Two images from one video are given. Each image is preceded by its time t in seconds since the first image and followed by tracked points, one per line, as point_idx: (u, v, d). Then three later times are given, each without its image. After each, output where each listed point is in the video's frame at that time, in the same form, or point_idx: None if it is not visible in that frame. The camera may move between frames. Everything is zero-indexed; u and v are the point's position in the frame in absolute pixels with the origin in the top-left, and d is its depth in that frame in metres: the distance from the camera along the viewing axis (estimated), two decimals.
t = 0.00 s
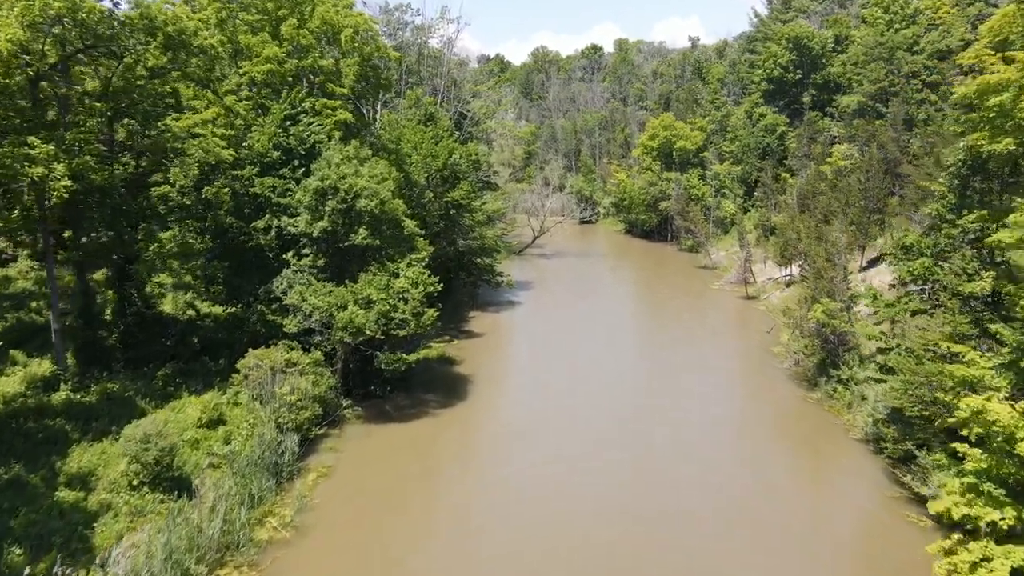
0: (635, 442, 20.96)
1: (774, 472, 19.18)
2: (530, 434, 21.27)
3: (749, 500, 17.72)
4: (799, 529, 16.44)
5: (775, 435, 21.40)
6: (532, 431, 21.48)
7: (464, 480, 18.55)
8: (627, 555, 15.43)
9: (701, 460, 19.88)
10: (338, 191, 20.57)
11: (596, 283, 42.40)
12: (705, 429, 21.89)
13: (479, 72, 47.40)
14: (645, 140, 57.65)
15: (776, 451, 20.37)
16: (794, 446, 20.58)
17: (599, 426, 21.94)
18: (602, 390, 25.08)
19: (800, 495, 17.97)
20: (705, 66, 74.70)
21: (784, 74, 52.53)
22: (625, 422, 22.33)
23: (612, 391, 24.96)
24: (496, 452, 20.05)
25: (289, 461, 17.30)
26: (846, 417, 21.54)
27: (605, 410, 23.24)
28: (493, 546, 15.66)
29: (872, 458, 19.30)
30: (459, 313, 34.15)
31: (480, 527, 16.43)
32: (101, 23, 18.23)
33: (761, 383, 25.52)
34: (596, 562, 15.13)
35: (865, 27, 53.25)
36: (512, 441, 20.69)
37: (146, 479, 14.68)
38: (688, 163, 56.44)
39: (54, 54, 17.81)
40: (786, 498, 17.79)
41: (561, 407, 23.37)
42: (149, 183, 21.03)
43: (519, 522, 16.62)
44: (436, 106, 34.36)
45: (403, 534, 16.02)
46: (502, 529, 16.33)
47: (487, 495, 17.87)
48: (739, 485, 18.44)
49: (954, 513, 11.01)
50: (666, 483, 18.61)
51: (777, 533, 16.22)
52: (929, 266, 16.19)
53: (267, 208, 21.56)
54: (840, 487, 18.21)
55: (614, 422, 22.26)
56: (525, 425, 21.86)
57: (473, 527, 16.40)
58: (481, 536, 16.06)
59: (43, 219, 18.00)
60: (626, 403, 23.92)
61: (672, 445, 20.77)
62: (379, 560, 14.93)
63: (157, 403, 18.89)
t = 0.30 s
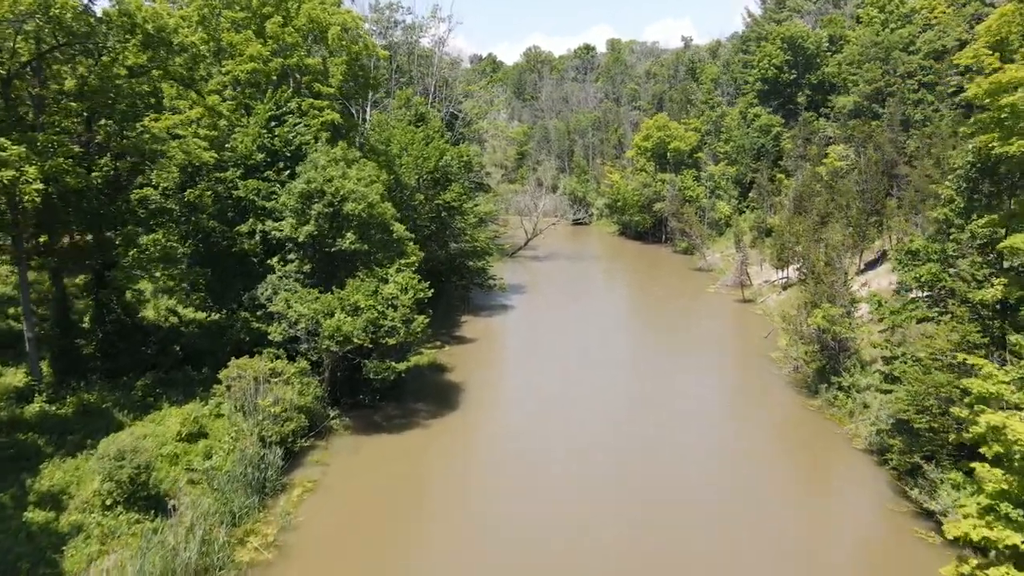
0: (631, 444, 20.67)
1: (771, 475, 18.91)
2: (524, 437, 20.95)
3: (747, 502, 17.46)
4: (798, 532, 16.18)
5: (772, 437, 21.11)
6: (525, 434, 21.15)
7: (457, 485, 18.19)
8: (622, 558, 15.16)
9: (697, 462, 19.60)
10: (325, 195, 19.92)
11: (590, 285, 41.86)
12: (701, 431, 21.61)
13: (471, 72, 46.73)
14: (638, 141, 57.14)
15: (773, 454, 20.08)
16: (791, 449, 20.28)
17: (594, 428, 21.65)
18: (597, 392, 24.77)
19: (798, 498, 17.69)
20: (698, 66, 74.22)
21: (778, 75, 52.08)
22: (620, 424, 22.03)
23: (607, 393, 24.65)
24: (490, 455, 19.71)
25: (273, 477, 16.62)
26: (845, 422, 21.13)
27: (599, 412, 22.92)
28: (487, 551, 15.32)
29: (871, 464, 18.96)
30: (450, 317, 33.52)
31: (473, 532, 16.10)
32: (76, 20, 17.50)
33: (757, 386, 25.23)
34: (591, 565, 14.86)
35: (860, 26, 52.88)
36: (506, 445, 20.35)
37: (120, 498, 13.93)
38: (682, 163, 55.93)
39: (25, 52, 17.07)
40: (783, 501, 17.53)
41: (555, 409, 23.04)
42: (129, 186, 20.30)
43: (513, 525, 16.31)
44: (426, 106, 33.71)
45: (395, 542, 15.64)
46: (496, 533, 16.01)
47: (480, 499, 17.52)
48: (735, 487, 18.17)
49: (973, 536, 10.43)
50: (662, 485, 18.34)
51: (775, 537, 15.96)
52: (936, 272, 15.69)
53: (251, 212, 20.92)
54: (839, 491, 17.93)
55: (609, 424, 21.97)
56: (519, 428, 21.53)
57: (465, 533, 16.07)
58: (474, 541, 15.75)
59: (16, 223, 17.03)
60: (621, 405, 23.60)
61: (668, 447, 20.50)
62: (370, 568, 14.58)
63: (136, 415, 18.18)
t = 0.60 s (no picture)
0: (624, 445, 20.51)
1: (767, 475, 18.73)
2: (517, 439, 20.75)
3: (742, 504, 17.29)
4: (794, 534, 16.00)
5: (768, 438, 20.88)
6: (518, 436, 20.97)
7: (450, 489, 17.89)
8: (616, 560, 15.00)
9: (692, 462, 19.43)
10: (311, 198, 19.22)
11: (584, 288, 41.27)
12: (696, 432, 21.42)
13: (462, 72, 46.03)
14: (632, 142, 56.57)
15: (769, 455, 19.87)
16: (788, 450, 20.06)
17: (588, 429, 21.47)
18: (591, 394, 24.58)
19: (794, 499, 17.50)
20: (691, 66, 73.67)
21: (773, 75, 51.59)
22: (614, 425, 21.85)
23: (601, 395, 24.47)
24: (483, 458, 19.50)
25: (254, 493, 15.94)
26: (847, 430, 20.56)
27: (593, 414, 22.73)
28: (479, 555, 15.12)
29: (873, 473, 18.45)
30: (442, 322, 32.79)
31: (466, 536, 15.90)
32: (47, 17, 16.63)
33: (753, 388, 24.99)
34: (586, 567, 14.74)
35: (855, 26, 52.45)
36: (499, 447, 20.14)
37: (91, 520, 13.23)
38: (676, 164, 55.35)
39: None
40: (780, 502, 17.35)
41: (548, 412, 22.85)
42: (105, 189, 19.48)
43: (506, 528, 16.13)
44: (417, 106, 32.97)
45: (386, 551, 15.27)
46: (488, 537, 15.82)
47: (473, 502, 17.31)
48: (731, 489, 18.02)
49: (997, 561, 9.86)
50: (657, 486, 18.20)
51: (771, 537, 15.81)
52: (945, 279, 15.16)
53: (234, 215, 20.24)
54: (838, 496, 17.66)
55: (603, 425, 21.80)
56: (512, 430, 21.33)
57: (458, 537, 15.83)
58: (467, 545, 15.56)
59: None
60: (616, 407, 23.38)
61: (662, 448, 20.32)
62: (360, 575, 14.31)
63: (113, 428, 17.41)
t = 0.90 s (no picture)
0: (613, 446, 20.51)
1: (757, 477, 18.76)
2: (506, 441, 20.68)
3: (732, 505, 17.32)
4: (784, 536, 15.99)
5: (758, 441, 20.83)
6: (508, 438, 20.91)
7: (436, 494, 17.66)
8: (605, 562, 15.01)
9: (682, 464, 19.47)
10: (287, 202, 18.49)
11: (571, 290, 40.77)
12: (686, 433, 21.40)
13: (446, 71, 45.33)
14: (618, 142, 56.11)
15: (759, 456, 19.87)
16: (778, 453, 20.02)
17: (577, 431, 21.46)
18: (580, 395, 24.54)
19: (784, 502, 17.51)
20: (676, 66, 73.38)
21: (759, 75, 51.32)
22: (603, 426, 21.84)
23: (590, 396, 24.45)
24: (471, 461, 19.39)
25: (228, 513, 15.25)
26: (840, 439, 20.07)
27: (582, 415, 22.70)
28: (466, 559, 15.01)
29: (869, 484, 17.91)
30: (426, 327, 32.01)
31: (452, 541, 15.75)
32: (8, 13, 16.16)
33: (742, 389, 24.91)
34: (575, 569, 14.74)
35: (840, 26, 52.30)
36: (488, 450, 20.05)
37: (50, 547, 12.13)
38: (662, 165, 54.92)
39: None
40: (769, 504, 17.37)
41: (537, 413, 22.78)
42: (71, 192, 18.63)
43: (495, 531, 16.09)
44: (399, 106, 32.23)
45: (367, 562, 14.89)
46: (477, 540, 15.73)
47: (461, 505, 17.19)
48: (721, 491, 18.02)
49: None
50: (646, 487, 18.21)
51: (761, 540, 15.83)
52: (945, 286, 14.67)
53: (207, 220, 19.37)
54: (830, 500, 17.50)
55: (592, 426, 21.80)
56: (501, 432, 21.26)
57: (444, 542, 15.68)
58: (455, 547, 15.48)
59: None
60: (605, 408, 23.35)
61: (652, 450, 20.34)
62: None
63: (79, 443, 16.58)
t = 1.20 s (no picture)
0: (601, 447, 20.33)
1: (745, 478, 18.63)
2: (493, 443, 20.43)
3: (721, 508, 17.20)
4: (773, 541, 15.83)
5: (747, 442, 20.64)
6: (495, 440, 20.65)
7: (421, 500, 17.27)
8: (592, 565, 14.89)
9: (669, 465, 19.33)
10: (263, 207, 17.69)
11: (558, 293, 40.07)
12: (674, 434, 21.20)
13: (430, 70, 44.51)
14: (605, 142, 55.58)
15: (748, 458, 19.72)
16: (767, 455, 19.86)
17: (564, 432, 21.24)
18: (567, 396, 24.30)
19: (773, 504, 17.36)
20: (662, 66, 72.96)
21: (746, 75, 50.96)
22: (590, 426, 21.71)
23: (577, 397, 24.22)
24: (458, 464, 19.10)
25: (201, 536, 14.45)
26: (837, 449, 19.48)
27: (570, 416, 22.47)
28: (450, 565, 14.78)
29: (869, 497, 17.31)
30: (410, 332, 31.28)
31: (438, 547, 15.45)
32: None
33: (730, 390, 24.70)
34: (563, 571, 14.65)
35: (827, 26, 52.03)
36: (475, 453, 19.77)
37: None
38: (649, 165, 54.44)
39: None
40: (758, 507, 17.24)
41: (523, 414, 22.56)
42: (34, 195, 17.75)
43: (481, 536, 15.86)
44: (382, 106, 31.45)
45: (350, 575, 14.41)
46: (463, 545, 15.48)
47: (447, 509, 16.89)
48: (709, 491, 17.96)
49: None
50: (634, 489, 18.07)
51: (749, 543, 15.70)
52: (948, 293, 14.15)
53: (179, 225, 18.44)
54: (821, 507, 17.23)
55: (579, 427, 21.61)
56: (488, 434, 21.00)
57: (430, 549, 15.38)
58: (441, 553, 15.25)
59: None
60: (592, 409, 23.12)
61: (639, 450, 20.17)
62: None
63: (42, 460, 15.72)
